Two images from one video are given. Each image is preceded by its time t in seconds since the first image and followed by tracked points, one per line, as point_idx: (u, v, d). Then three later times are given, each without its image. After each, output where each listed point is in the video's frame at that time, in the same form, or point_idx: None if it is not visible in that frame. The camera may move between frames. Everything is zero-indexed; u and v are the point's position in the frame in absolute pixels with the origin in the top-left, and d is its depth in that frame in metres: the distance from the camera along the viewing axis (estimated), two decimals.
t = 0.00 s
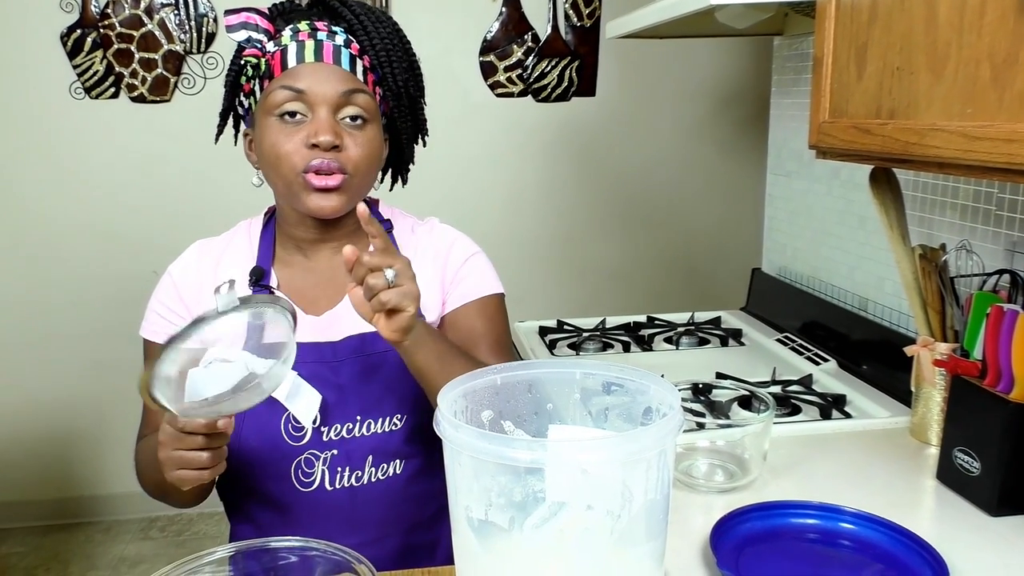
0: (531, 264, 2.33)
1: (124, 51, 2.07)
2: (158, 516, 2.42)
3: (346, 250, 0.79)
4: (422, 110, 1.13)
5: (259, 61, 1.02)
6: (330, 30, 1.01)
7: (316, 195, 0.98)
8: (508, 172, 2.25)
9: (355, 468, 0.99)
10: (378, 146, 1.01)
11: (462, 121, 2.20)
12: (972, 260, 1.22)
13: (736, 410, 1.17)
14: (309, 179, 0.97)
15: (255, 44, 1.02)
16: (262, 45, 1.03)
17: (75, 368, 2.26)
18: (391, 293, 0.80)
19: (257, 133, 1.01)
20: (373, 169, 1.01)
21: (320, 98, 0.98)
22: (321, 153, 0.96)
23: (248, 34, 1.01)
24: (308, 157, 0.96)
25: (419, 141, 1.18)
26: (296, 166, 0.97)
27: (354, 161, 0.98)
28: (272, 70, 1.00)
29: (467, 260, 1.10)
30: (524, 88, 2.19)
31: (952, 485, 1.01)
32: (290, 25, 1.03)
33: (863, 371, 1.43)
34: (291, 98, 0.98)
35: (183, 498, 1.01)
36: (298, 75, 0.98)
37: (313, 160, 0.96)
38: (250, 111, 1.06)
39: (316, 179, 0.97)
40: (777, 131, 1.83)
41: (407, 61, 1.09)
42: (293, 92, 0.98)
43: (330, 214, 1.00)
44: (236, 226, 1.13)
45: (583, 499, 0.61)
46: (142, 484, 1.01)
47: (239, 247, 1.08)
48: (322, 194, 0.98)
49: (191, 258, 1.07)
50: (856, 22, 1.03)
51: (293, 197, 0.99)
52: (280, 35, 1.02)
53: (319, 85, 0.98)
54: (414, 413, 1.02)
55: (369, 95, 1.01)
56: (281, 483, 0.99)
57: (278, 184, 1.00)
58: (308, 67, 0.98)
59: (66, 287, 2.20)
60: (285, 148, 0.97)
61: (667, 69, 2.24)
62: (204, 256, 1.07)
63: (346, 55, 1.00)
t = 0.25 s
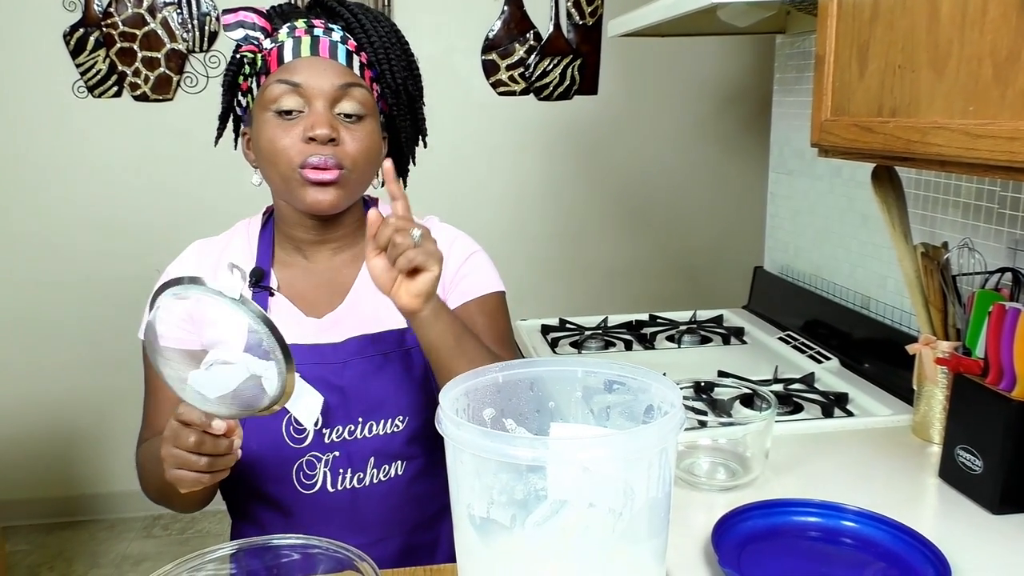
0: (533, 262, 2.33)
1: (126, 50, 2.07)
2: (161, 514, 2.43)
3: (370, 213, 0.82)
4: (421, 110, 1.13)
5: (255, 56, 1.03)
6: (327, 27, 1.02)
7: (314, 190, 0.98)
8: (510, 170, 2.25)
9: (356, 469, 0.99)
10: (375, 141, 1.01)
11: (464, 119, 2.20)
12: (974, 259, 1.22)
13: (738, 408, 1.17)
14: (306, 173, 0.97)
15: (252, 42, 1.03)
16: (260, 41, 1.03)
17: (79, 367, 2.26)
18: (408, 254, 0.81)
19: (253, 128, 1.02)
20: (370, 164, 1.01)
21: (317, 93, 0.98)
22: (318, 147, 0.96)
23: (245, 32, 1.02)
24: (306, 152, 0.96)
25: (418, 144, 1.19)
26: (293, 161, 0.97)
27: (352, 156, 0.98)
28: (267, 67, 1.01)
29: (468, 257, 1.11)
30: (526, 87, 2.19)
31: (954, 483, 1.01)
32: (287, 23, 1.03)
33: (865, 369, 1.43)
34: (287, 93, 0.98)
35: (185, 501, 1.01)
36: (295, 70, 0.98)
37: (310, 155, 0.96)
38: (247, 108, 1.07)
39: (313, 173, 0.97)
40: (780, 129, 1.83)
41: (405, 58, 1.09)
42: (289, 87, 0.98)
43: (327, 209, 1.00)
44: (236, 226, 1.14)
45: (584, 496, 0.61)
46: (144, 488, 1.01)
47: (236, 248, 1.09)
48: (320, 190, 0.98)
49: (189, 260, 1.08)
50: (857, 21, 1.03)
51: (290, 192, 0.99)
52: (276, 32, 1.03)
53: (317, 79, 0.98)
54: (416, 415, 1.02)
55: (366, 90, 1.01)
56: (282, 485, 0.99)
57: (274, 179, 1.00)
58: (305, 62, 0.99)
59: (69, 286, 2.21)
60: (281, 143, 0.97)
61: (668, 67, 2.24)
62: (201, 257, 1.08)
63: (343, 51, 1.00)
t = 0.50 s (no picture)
0: (536, 260, 2.33)
1: (131, 48, 2.07)
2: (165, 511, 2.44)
3: (396, 168, 0.92)
4: (421, 102, 1.14)
5: (250, 60, 1.03)
6: (322, 26, 1.02)
7: (310, 194, 0.99)
8: (513, 168, 2.25)
9: (362, 466, 1.00)
10: (371, 143, 1.01)
11: (468, 117, 2.20)
12: (978, 257, 1.22)
13: (741, 406, 1.17)
14: (302, 178, 0.98)
15: (248, 43, 1.03)
16: (255, 43, 1.03)
17: (83, 365, 2.27)
18: (420, 195, 0.88)
19: (250, 132, 1.02)
20: (367, 166, 1.01)
21: (311, 97, 0.98)
22: (313, 152, 0.96)
23: (241, 32, 1.01)
24: (301, 156, 0.97)
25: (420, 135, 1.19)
26: (289, 166, 0.98)
27: (347, 160, 0.98)
28: (263, 70, 1.01)
29: (470, 251, 1.11)
30: (530, 85, 2.19)
31: (958, 481, 1.00)
32: (282, 23, 1.03)
33: (869, 368, 1.43)
34: (282, 97, 0.98)
35: (192, 503, 1.02)
36: (289, 73, 0.99)
37: (306, 160, 0.97)
38: (246, 109, 1.07)
39: (309, 178, 0.98)
40: (784, 127, 1.83)
41: (404, 51, 1.10)
42: (283, 91, 0.98)
43: (323, 212, 1.00)
44: (236, 225, 1.14)
45: (587, 494, 0.61)
46: (149, 489, 1.01)
47: (235, 248, 1.09)
48: (315, 195, 0.98)
49: (188, 262, 1.08)
50: (861, 19, 1.03)
51: (287, 196, 1.00)
52: (272, 33, 1.03)
53: (311, 83, 0.98)
54: (421, 412, 1.03)
55: (361, 92, 1.01)
56: (287, 483, 0.99)
57: (271, 183, 1.01)
58: (298, 65, 0.99)
59: (74, 283, 2.22)
60: (276, 148, 0.97)
61: (672, 65, 2.24)
62: (200, 258, 1.08)
63: (338, 51, 1.00)
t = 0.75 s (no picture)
0: (543, 258, 2.34)
1: (140, 47, 2.08)
2: (172, 507, 2.45)
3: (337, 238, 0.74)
4: (426, 97, 1.15)
5: (254, 66, 1.02)
6: (325, 28, 1.02)
7: (320, 201, 0.99)
8: (520, 166, 2.26)
9: (373, 460, 1.00)
10: (379, 146, 1.02)
11: (475, 115, 2.20)
12: (986, 256, 1.22)
13: (747, 405, 1.17)
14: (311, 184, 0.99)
15: (251, 47, 1.02)
16: (258, 47, 1.03)
17: (92, 362, 2.29)
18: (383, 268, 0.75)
19: (258, 138, 1.03)
20: (375, 170, 1.02)
21: (318, 103, 0.98)
22: (321, 159, 0.97)
23: (245, 35, 1.03)
24: (309, 163, 0.97)
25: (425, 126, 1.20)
26: (298, 172, 0.98)
27: (355, 165, 0.99)
28: (268, 75, 1.01)
29: (476, 247, 1.11)
30: (537, 83, 2.19)
31: (965, 481, 1.00)
32: (285, 24, 1.03)
33: (877, 367, 1.43)
34: (289, 103, 0.99)
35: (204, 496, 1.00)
36: (295, 79, 0.99)
37: (314, 166, 0.97)
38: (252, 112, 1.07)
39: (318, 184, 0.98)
40: (791, 126, 1.83)
41: (408, 49, 1.10)
42: (290, 98, 0.98)
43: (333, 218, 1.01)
44: (243, 224, 1.14)
45: (592, 492, 0.61)
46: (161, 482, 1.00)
47: (247, 243, 1.10)
48: (324, 200, 0.99)
49: (201, 256, 1.08)
50: (869, 16, 1.03)
51: (297, 202, 1.01)
52: (275, 35, 1.03)
53: (316, 89, 0.98)
54: (430, 405, 1.03)
55: (367, 94, 1.01)
56: (298, 476, 1.00)
57: (281, 189, 1.01)
58: (304, 70, 0.99)
59: (83, 281, 2.23)
60: (285, 155, 0.98)
61: (680, 63, 2.23)
62: (213, 253, 1.08)
63: (342, 52, 1.00)
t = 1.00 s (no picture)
0: (551, 256, 2.34)
1: (149, 45, 2.10)
2: (182, 503, 2.47)
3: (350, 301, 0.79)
4: (429, 102, 1.15)
5: (272, 62, 1.02)
6: (341, 28, 1.02)
7: (335, 198, 0.99)
8: (528, 165, 2.26)
9: (378, 457, 1.01)
10: (393, 146, 1.03)
11: (483, 114, 2.21)
12: (995, 255, 1.21)
13: (755, 404, 1.16)
14: (328, 181, 0.99)
15: (267, 44, 1.02)
16: (273, 44, 1.02)
17: (103, 359, 2.30)
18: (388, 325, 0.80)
19: (273, 134, 1.03)
20: (388, 169, 1.03)
21: (336, 101, 0.99)
22: (339, 156, 0.97)
23: (259, 32, 1.02)
24: (327, 160, 0.98)
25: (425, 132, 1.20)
26: (315, 169, 0.99)
27: (372, 163, 1.00)
28: (285, 71, 1.01)
29: (481, 246, 1.11)
30: (545, 81, 2.19)
31: (973, 480, 1.00)
32: (300, 22, 1.03)
33: (885, 366, 1.42)
34: (307, 100, 0.99)
35: (218, 492, 1.00)
36: (313, 76, 0.99)
37: (332, 163, 0.98)
38: (262, 109, 1.07)
39: (335, 181, 0.99)
40: (801, 123, 1.82)
41: (416, 55, 1.10)
42: (309, 95, 0.99)
43: (347, 216, 1.01)
44: (252, 222, 1.15)
45: (599, 489, 0.61)
46: (173, 476, 1.01)
47: (256, 242, 1.10)
48: (340, 198, 0.99)
49: (210, 255, 1.07)
50: (879, 14, 1.02)
51: (312, 199, 1.01)
52: (290, 33, 1.02)
53: (335, 86, 0.99)
54: (435, 402, 1.04)
55: (383, 95, 1.02)
56: (304, 472, 1.01)
57: (295, 186, 1.02)
58: (322, 68, 0.99)
59: (94, 278, 2.25)
60: (303, 151, 0.98)
61: (689, 61, 2.23)
62: (222, 252, 1.08)
63: (360, 54, 1.01)
